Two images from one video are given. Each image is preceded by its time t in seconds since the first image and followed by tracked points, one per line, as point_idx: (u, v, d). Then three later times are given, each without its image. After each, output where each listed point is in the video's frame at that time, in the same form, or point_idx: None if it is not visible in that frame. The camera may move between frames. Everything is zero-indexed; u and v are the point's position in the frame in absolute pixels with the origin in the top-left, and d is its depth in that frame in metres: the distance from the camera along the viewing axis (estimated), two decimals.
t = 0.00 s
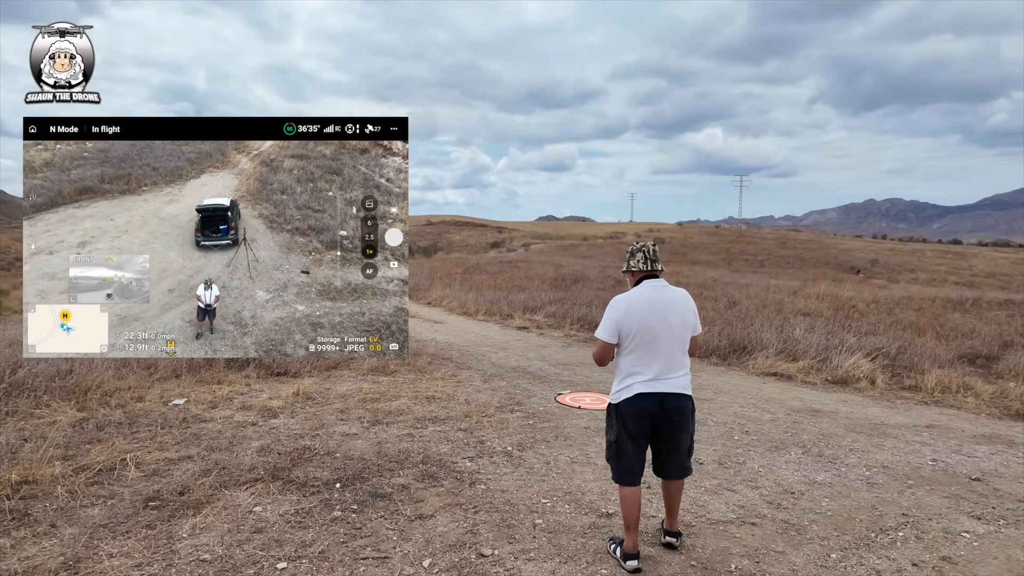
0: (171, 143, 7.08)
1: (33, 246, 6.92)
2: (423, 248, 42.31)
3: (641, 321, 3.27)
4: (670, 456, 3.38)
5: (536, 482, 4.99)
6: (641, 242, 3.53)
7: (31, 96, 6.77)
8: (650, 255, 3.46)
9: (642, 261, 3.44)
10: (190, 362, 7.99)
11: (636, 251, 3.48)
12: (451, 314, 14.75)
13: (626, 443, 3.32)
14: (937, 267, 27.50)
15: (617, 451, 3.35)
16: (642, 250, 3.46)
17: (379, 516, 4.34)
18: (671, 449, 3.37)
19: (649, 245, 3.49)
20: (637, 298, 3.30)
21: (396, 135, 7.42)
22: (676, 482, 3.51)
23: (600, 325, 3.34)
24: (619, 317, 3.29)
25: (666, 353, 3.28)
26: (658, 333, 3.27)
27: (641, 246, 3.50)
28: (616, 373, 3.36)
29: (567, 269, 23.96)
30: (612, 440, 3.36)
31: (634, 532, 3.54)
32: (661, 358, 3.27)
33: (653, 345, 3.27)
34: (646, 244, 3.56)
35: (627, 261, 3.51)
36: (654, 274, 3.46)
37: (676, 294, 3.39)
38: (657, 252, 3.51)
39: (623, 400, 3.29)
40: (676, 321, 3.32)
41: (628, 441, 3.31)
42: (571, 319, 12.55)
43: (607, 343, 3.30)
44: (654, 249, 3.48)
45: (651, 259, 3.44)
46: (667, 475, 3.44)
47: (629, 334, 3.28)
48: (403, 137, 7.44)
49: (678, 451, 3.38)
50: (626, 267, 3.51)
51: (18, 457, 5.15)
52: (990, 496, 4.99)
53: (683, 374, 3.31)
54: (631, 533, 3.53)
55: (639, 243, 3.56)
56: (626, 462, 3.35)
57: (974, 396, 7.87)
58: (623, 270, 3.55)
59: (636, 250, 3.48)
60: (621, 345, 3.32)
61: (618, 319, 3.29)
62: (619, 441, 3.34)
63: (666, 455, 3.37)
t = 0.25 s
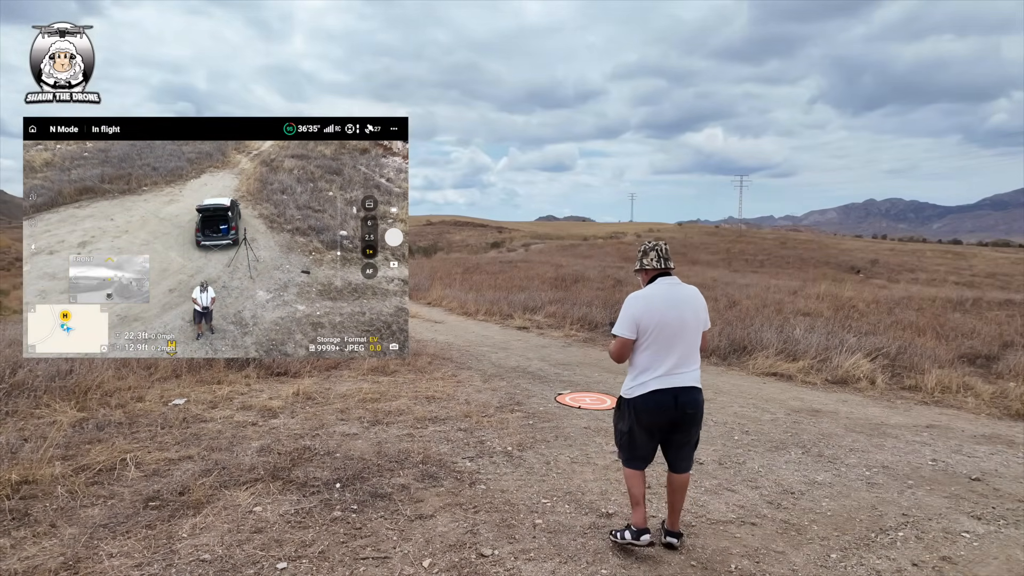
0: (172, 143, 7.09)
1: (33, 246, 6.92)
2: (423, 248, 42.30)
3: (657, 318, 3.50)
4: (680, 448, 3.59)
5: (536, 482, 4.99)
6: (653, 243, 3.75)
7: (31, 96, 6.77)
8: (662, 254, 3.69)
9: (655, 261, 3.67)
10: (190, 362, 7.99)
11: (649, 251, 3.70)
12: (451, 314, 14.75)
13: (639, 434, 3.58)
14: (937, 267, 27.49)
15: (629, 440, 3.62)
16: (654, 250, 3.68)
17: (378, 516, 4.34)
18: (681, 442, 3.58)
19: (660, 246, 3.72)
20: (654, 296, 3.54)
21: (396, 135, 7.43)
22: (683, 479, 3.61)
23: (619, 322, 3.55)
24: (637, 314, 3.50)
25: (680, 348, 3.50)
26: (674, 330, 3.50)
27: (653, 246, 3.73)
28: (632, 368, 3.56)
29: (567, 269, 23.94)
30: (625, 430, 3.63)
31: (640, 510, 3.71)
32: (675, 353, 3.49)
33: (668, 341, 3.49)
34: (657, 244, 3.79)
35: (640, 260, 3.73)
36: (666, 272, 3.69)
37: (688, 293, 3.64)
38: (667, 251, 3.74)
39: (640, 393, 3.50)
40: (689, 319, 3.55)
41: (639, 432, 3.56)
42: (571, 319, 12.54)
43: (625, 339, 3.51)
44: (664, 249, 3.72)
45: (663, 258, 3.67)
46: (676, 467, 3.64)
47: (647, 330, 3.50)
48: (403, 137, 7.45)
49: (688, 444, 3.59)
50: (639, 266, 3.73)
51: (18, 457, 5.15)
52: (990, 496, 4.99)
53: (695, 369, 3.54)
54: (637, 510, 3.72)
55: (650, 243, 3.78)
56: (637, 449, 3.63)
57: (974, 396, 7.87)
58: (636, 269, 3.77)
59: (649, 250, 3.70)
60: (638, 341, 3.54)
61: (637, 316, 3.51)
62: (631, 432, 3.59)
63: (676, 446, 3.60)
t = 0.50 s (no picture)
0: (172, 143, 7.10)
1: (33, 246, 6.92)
2: (423, 248, 42.29)
3: (663, 315, 3.52)
4: (681, 446, 3.59)
5: (536, 482, 4.99)
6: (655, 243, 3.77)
7: (31, 96, 6.77)
8: (665, 253, 3.70)
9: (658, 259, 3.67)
10: (190, 362, 7.99)
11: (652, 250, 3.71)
12: (450, 314, 14.75)
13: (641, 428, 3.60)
14: (937, 267, 27.49)
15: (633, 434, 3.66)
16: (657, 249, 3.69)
17: (378, 517, 4.34)
18: (683, 439, 3.59)
19: (663, 245, 3.74)
20: (659, 293, 3.55)
21: (396, 135, 7.44)
22: (683, 479, 3.59)
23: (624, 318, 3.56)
24: (643, 311, 3.51)
25: (684, 344, 3.54)
26: (678, 326, 3.53)
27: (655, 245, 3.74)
28: (636, 364, 3.59)
29: (567, 269, 23.94)
30: (629, 424, 3.66)
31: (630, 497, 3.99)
32: (679, 349, 3.53)
33: (672, 337, 3.52)
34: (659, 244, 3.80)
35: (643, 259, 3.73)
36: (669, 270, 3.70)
37: (691, 290, 3.66)
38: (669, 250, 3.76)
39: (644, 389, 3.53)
40: (693, 315, 3.58)
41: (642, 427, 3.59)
42: (571, 319, 12.55)
43: (631, 335, 3.52)
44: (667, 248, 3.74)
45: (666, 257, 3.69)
46: (675, 465, 3.62)
47: (652, 326, 3.52)
48: (403, 137, 7.46)
49: (690, 442, 3.58)
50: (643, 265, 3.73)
51: (18, 457, 5.15)
52: (990, 496, 4.99)
53: (698, 364, 3.58)
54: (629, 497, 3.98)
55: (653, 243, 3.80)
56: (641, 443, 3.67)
57: (974, 396, 7.88)
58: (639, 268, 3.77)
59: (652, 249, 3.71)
60: (643, 337, 3.55)
61: (642, 313, 3.52)
62: (635, 426, 3.62)
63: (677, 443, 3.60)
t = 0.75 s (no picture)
0: (173, 143, 7.11)
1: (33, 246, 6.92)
2: (423, 248, 42.30)
3: (658, 312, 3.53)
4: (677, 442, 3.58)
5: (536, 482, 4.99)
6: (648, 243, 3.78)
7: (31, 96, 6.77)
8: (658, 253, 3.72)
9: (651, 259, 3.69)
10: (190, 362, 7.99)
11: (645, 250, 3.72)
12: (450, 314, 14.74)
13: (638, 425, 3.61)
14: (937, 267, 27.48)
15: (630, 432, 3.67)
16: (650, 249, 3.70)
17: (378, 517, 4.34)
18: (678, 435, 3.58)
19: (656, 246, 3.75)
20: (654, 292, 3.56)
21: (396, 135, 7.44)
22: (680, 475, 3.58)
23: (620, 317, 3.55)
24: (639, 310, 3.52)
25: (679, 342, 3.55)
26: (674, 324, 3.54)
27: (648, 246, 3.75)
28: (632, 362, 3.59)
29: (567, 269, 23.94)
30: (626, 422, 3.67)
31: (625, 493, 4.12)
32: (675, 346, 3.54)
33: (668, 335, 3.53)
34: (652, 245, 3.81)
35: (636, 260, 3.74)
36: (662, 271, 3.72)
37: (686, 288, 3.68)
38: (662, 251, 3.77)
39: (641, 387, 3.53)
40: (688, 313, 3.60)
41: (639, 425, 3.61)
42: (571, 319, 12.55)
43: (627, 334, 3.52)
44: (660, 249, 3.75)
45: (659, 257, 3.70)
46: (672, 462, 3.59)
47: (647, 324, 3.53)
48: (403, 137, 7.46)
49: (685, 438, 3.58)
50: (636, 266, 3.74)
51: (18, 457, 5.15)
52: (991, 496, 4.99)
53: (692, 361, 3.60)
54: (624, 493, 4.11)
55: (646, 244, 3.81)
56: (638, 441, 3.67)
57: (974, 396, 7.87)
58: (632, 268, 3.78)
59: (645, 250, 3.72)
60: (639, 336, 3.56)
61: (638, 311, 3.52)
62: (633, 424, 3.63)
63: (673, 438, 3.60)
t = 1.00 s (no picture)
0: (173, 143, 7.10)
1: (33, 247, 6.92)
2: (423, 248, 42.31)
3: (646, 311, 3.57)
4: (669, 436, 3.64)
5: (536, 482, 4.99)
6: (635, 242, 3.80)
7: (31, 96, 6.77)
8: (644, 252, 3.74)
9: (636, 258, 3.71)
10: (190, 362, 7.99)
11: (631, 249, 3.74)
12: (451, 314, 14.74)
13: (631, 423, 3.59)
14: (937, 267, 27.48)
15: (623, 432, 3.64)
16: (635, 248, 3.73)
17: (378, 517, 4.34)
18: (667, 428, 3.64)
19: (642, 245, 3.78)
20: (641, 290, 3.60)
21: (396, 135, 7.44)
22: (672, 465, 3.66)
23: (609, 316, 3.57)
24: (627, 308, 3.55)
25: (667, 339, 3.60)
26: (661, 322, 3.59)
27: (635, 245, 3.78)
28: (621, 360, 3.60)
29: (567, 269, 23.95)
30: (618, 422, 3.64)
31: (627, 498, 4.12)
32: (663, 343, 3.58)
33: (656, 332, 3.57)
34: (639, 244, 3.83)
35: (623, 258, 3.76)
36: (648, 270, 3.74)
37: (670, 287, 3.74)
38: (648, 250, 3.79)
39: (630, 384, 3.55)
40: (674, 311, 3.65)
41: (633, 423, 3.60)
42: (571, 319, 12.55)
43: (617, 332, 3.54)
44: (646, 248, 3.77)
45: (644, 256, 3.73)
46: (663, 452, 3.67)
47: (636, 322, 3.56)
48: (403, 137, 7.46)
49: (674, 430, 3.65)
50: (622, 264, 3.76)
51: (18, 457, 5.15)
52: (991, 496, 4.99)
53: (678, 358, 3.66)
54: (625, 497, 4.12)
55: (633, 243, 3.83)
56: (631, 441, 3.63)
57: (974, 396, 7.87)
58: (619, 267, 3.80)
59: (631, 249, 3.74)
60: (627, 334, 3.58)
61: (626, 310, 3.55)
62: (625, 422, 3.61)
63: (663, 434, 3.66)
